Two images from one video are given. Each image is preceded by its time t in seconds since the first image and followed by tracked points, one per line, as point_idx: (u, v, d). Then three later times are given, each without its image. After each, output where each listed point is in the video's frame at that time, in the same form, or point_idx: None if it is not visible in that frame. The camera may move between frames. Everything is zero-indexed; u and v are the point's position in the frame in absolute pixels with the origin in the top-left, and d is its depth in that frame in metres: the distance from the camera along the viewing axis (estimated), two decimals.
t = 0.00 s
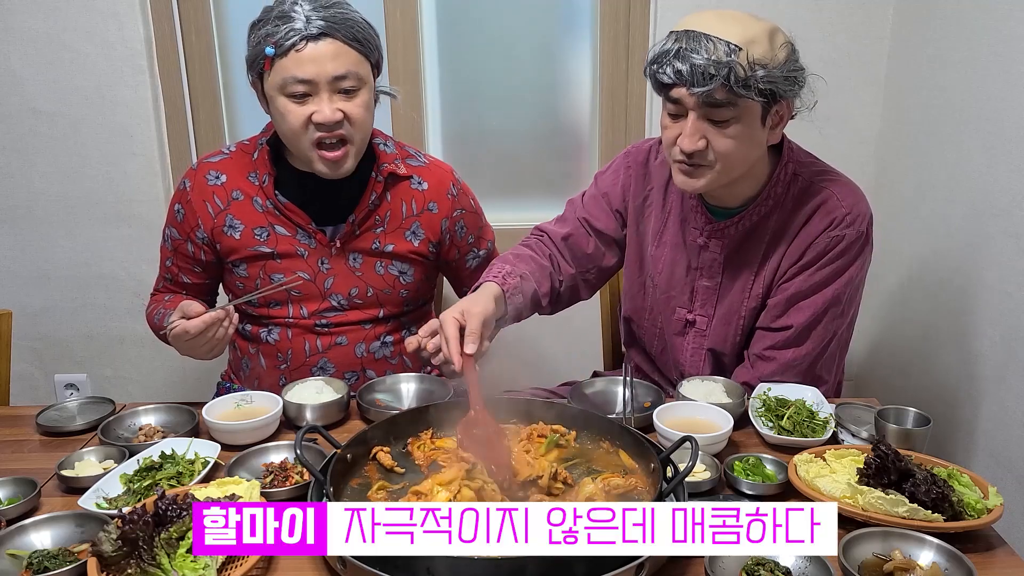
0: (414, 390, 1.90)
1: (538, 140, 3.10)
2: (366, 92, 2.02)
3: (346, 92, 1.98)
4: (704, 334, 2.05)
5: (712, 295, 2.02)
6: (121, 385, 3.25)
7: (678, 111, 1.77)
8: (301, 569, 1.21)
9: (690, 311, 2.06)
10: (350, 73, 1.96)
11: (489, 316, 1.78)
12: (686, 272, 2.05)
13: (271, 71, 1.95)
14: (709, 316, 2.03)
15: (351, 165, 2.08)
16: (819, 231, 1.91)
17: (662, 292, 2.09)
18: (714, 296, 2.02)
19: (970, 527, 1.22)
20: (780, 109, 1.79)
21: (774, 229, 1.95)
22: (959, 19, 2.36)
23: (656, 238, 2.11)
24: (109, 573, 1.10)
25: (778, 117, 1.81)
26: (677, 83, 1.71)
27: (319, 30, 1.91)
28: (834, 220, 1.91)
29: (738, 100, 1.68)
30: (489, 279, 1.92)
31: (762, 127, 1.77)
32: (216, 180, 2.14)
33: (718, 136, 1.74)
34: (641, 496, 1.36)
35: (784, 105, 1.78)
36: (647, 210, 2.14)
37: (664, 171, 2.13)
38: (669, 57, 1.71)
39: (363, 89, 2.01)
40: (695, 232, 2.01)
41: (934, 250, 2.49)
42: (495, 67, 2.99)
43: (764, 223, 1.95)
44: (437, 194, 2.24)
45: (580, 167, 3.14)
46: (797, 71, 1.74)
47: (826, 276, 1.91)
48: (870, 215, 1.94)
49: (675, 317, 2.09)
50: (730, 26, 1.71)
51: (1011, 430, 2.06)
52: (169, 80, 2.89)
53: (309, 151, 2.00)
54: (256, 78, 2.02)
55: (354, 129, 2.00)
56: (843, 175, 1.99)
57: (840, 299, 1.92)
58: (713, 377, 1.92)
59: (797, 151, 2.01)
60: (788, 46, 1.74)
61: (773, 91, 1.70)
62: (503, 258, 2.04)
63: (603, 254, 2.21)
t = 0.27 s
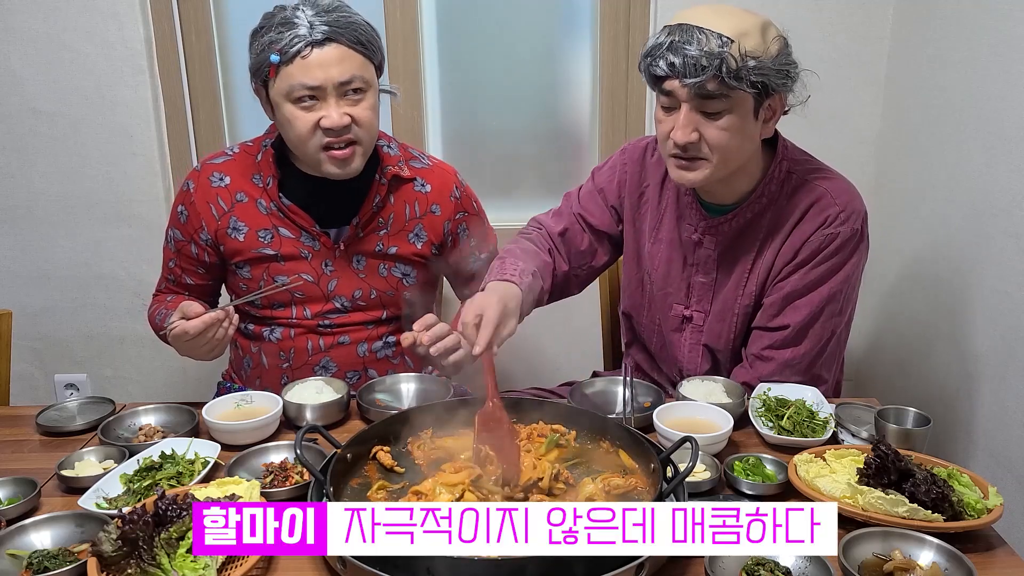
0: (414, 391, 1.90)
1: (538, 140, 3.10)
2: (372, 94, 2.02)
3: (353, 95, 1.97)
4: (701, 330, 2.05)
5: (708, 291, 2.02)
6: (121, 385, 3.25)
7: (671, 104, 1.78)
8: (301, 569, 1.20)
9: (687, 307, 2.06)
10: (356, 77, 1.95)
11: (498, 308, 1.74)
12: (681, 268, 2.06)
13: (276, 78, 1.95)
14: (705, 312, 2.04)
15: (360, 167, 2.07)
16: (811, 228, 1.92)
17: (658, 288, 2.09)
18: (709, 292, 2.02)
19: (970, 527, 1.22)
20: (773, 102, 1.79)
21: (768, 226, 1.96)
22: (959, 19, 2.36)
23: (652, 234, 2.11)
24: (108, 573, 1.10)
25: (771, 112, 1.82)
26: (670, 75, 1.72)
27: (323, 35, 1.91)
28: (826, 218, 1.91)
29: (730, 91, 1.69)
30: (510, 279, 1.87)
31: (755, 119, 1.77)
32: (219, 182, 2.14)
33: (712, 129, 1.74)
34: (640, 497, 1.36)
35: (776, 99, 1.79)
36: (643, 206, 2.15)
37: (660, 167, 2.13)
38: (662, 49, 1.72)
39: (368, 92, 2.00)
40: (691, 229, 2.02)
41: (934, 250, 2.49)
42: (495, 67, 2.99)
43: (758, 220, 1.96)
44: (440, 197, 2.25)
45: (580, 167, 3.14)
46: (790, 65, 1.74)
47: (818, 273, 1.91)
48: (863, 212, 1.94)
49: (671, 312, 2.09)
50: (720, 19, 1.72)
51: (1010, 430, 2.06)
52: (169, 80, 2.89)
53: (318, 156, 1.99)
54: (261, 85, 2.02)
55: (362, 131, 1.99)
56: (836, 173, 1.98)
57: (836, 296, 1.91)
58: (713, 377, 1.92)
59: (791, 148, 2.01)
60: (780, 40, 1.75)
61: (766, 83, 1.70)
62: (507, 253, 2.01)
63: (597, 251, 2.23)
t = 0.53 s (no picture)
0: (414, 390, 1.90)
1: (538, 140, 3.10)
2: (384, 93, 2.02)
3: (366, 95, 1.97)
4: (701, 318, 2.05)
5: (707, 280, 2.02)
6: (121, 385, 3.25)
7: (678, 111, 1.76)
8: (301, 569, 1.20)
9: (686, 296, 2.06)
10: (369, 77, 1.95)
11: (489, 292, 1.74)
12: (679, 258, 2.06)
13: (289, 82, 1.94)
14: (705, 300, 2.04)
15: (375, 167, 2.07)
16: (808, 216, 1.92)
17: (657, 279, 2.09)
18: (707, 282, 2.02)
19: (970, 527, 1.22)
20: (773, 91, 1.79)
21: (764, 214, 1.96)
22: (959, 19, 2.36)
23: (650, 225, 2.11)
24: (108, 573, 1.10)
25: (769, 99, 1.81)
26: (677, 85, 1.69)
27: (335, 36, 1.90)
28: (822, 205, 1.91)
29: (739, 91, 1.69)
30: (506, 264, 1.93)
31: (758, 111, 1.78)
32: (226, 183, 2.14)
33: (723, 130, 1.74)
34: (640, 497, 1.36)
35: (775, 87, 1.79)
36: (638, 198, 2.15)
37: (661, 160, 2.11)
38: (663, 60, 1.70)
39: (381, 92, 2.01)
40: (687, 219, 2.02)
41: (934, 249, 2.49)
42: (495, 66, 2.99)
43: (754, 208, 1.96)
44: (445, 197, 2.26)
45: (581, 166, 3.14)
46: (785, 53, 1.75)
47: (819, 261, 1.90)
48: (858, 199, 1.94)
49: (671, 303, 2.08)
50: (714, 20, 1.70)
51: (1010, 430, 2.06)
52: (169, 80, 2.89)
53: (335, 158, 1.99)
54: (272, 91, 2.01)
55: (377, 131, 2.00)
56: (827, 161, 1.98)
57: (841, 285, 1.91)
58: (713, 377, 1.92)
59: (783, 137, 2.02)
60: (772, 30, 1.76)
61: (770, 76, 1.70)
62: (505, 244, 2.05)
63: (598, 244, 2.22)
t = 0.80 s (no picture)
0: (413, 390, 1.90)
1: (538, 139, 3.10)
2: (394, 92, 2.02)
3: (376, 93, 1.98)
4: (707, 306, 2.05)
5: (708, 267, 2.03)
6: (120, 385, 3.24)
7: (666, 108, 1.75)
8: (301, 568, 1.20)
9: (688, 287, 2.06)
10: (379, 77, 1.95)
11: (486, 303, 1.70)
12: (677, 250, 2.05)
13: (299, 82, 1.94)
14: (708, 287, 2.04)
15: (386, 167, 2.08)
16: (823, 182, 1.92)
17: (656, 272, 2.08)
18: (711, 267, 2.02)
19: (970, 527, 1.22)
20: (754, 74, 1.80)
21: (764, 190, 1.96)
22: (959, 19, 2.36)
23: (642, 222, 2.10)
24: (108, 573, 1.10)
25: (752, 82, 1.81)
26: (662, 82, 1.70)
27: (345, 36, 1.90)
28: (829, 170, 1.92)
29: (724, 80, 1.69)
30: (504, 273, 1.87)
31: (743, 95, 1.79)
32: (231, 184, 2.13)
33: (713, 119, 1.74)
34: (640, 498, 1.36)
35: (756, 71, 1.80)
36: (628, 197, 2.13)
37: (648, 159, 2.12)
38: (646, 60, 1.69)
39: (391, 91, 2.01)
40: (682, 210, 2.03)
41: (934, 249, 2.49)
42: (495, 65, 2.99)
43: (749, 187, 1.96)
44: (449, 196, 2.26)
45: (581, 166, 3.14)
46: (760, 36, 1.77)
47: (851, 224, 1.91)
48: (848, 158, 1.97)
49: (673, 295, 2.07)
50: (691, 15, 1.71)
51: (1011, 430, 2.06)
52: (168, 80, 2.88)
53: (346, 157, 2.00)
54: (282, 92, 2.00)
55: (388, 129, 2.00)
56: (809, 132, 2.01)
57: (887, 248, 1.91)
58: (713, 377, 1.92)
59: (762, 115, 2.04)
60: (743, 19, 1.77)
61: (751, 61, 1.71)
62: (503, 253, 1.99)
63: (592, 246, 2.18)
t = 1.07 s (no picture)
0: (413, 390, 1.90)
1: (538, 139, 3.10)
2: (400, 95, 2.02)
3: (382, 95, 1.97)
4: (706, 301, 2.05)
5: (706, 261, 2.04)
6: (120, 385, 3.24)
7: (653, 102, 1.75)
8: (301, 568, 1.20)
9: (688, 283, 2.07)
10: (386, 79, 1.96)
11: (513, 320, 1.68)
12: (675, 247, 2.06)
13: (305, 84, 1.93)
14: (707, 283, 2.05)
15: (392, 169, 2.07)
16: (809, 161, 1.94)
17: (655, 270, 2.09)
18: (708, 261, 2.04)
19: (970, 527, 1.22)
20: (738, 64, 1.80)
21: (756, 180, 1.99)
22: (959, 19, 2.36)
23: (638, 222, 2.11)
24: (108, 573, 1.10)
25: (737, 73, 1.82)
26: (648, 76, 1.69)
27: (350, 38, 1.90)
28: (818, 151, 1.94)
29: (709, 69, 1.69)
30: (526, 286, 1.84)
31: (729, 84, 1.78)
32: (238, 186, 2.13)
33: (701, 108, 1.74)
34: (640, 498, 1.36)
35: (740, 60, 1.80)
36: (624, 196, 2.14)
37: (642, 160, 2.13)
38: (631, 55, 1.69)
39: (398, 93, 2.01)
40: (677, 207, 2.04)
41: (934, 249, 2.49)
42: (494, 64, 2.99)
43: (741, 177, 1.99)
44: (455, 196, 2.26)
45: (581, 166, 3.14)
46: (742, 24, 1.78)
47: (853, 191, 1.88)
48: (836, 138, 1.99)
49: (673, 292, 2.08)
50: (673, 8, 1.71)
51: (1011, 430, 2.06)
52: (169, 80, 2.88)
53: (352, 159, 2.00)
54: (288, 94, 2.00)
55: (393, 131, 2.00)
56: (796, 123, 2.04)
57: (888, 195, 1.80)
58: (713, 377, 1.92)
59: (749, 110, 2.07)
60: (724, 9, 1.78)
61: (735, 49, 1.71)
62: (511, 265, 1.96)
63: (592, 252, 2.16)
